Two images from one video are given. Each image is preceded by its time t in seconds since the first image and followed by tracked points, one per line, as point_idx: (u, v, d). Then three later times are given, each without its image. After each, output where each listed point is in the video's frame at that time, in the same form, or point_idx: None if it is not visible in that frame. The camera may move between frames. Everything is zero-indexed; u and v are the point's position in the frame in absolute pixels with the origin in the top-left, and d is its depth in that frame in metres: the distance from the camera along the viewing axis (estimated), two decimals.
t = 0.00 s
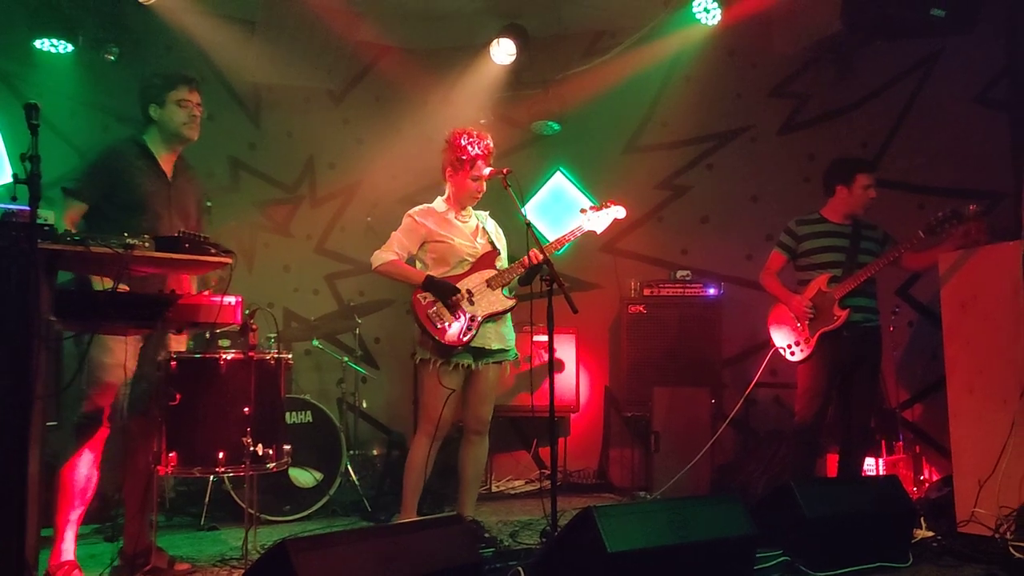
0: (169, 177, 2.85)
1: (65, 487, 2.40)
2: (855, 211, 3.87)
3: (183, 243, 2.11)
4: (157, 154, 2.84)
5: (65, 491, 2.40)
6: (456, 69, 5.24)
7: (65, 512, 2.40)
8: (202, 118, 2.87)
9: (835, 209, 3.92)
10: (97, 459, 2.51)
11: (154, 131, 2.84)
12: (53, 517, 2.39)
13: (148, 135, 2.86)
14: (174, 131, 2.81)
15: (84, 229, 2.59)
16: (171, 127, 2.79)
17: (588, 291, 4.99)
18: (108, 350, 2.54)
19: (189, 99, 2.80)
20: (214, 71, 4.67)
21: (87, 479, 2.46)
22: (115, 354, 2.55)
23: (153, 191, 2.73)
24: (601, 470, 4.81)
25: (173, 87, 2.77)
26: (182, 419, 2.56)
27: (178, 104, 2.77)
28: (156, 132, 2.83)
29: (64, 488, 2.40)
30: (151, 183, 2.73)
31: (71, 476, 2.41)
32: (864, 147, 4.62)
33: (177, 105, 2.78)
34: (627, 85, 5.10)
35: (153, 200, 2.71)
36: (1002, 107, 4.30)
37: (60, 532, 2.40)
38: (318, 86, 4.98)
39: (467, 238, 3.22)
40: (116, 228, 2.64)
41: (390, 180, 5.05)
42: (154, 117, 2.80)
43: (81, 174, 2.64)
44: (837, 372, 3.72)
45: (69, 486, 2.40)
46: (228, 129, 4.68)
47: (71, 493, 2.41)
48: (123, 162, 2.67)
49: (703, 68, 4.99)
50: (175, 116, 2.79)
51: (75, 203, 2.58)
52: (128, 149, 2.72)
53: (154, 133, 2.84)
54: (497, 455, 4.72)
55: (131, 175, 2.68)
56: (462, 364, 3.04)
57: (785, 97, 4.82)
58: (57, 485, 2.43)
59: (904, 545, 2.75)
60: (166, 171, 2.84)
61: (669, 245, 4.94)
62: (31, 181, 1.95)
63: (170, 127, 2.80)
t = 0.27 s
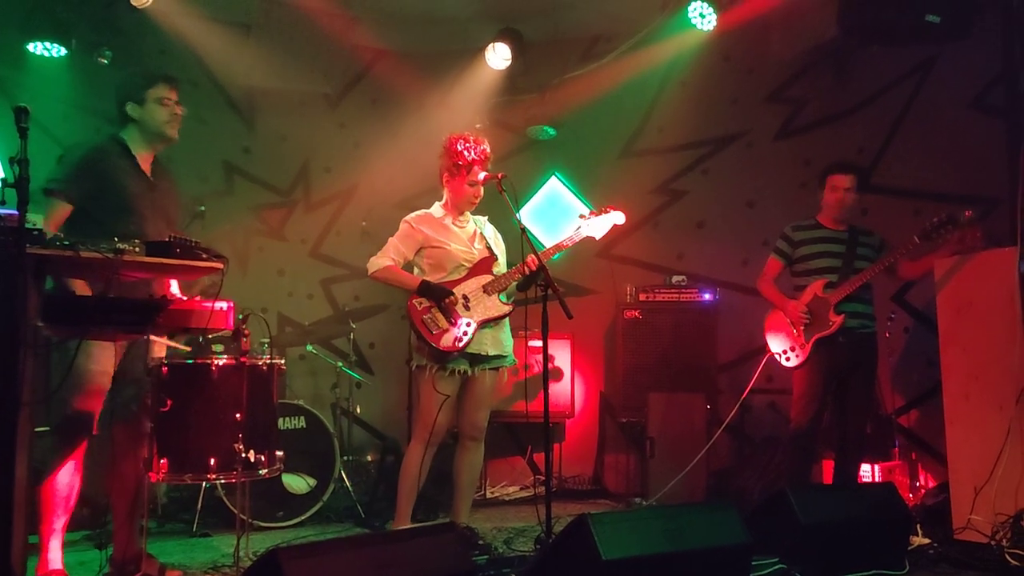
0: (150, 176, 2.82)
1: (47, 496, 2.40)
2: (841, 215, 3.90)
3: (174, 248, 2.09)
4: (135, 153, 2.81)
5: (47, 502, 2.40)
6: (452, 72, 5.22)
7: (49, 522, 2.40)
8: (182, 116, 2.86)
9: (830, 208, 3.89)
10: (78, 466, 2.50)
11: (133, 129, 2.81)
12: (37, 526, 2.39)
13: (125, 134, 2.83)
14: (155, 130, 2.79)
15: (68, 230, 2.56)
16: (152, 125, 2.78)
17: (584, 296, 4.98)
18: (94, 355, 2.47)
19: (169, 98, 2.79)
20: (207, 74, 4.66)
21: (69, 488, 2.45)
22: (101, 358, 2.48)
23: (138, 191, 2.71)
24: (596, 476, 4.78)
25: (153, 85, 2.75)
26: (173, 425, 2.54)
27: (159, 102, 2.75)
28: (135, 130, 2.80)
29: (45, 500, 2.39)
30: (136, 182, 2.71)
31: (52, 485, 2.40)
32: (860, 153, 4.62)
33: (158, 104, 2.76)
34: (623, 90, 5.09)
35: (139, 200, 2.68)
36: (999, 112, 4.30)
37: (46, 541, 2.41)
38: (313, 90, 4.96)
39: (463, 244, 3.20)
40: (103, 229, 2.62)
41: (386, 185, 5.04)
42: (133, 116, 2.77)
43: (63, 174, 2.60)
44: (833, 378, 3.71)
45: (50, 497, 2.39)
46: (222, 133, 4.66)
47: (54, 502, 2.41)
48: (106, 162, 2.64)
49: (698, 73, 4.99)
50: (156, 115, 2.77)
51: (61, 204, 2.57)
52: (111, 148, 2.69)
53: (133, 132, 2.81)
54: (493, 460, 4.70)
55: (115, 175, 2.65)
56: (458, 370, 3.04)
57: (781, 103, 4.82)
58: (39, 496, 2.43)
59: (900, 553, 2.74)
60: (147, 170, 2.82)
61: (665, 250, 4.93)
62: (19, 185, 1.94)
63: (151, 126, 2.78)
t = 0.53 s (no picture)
0: (129, 177, 2.82)
1: (30, 506, 2.33)
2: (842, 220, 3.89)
3: (167, 253, 2.08)
4: (115, 153, 2.81)
5: (30, 511, 2.34)
6: (449, 77, 5.25)
7: (33, 531, 2.34)
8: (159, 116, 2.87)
9: (823, 210, 3.88)
10: (56, 474, 2.44)
11: (111, 129, 2.80)
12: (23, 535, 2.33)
13: (102, 134, 2.82)
14: (135, 130, 2.80)
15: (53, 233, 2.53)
16: (131, 125, 2.78)
17: (582, 302, 4.96)
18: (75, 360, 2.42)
19: (149, 98, 2.79)
20: (204, 78, 4.65)
21: (49, 497, 2.40)
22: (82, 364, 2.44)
23: (119, 191, 2.71)
24: (594, 482, 4.76)
25: (133, 85, 2.76)
26: (166, 432, 2.52)
27: (139, 102, 2.76)
28: (114, 130, 2.80)
29: (28, 509, 2.33)
30: (116, 182, 2.71)
31: (34, 496, 2.34)
32: (858, 158, 4.61)
33: (138, 104, 2.77)
34: (621, 94, 5.09)
35: (120, 201, 2.70)
36: (997, 118, 4.29)
37: (33, 548, 2.35)
38: (310, 94, 4.95)
39: (461, 249, 3.19)
40: (87, 230, 2.62)
41: (383, 191, 5.02)
42: (111, 116, 2.78)
43: (42, 175, 2.55)
44: (830, 384, 3.70)
45: (32, 506, 2.33)
46: (219, 137, 4.65)
47: (37, 512, 2.35)
48: (86, 162, 2.64)
49: (696, 79, 4.99)
50: (135, 115, 2.78)
51: (41, 206, 2.50)
52: (90, 148, 2.68)
53: (111, 132, 2.81)
54: (490, 466, 4.67)
55: (95, 176, 2.65)
56: (454, 376, 3.01)
57: (779, 108, 4.82)
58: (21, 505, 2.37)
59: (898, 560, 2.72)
60: (125, 169, 2.82)
61: (662, 255, 4.92)
62: (12, 190, 1.92)
63: (131, 126, 2.78)
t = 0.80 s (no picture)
0: (126, 179, 2.81)
1: (21, 511, 2.32)
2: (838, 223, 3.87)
3: (162, 257, 2.07)
4: (110, 155, 2.80)
5: (21, 516, 2.33)
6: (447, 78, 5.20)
7: (25, 536, 2.32)
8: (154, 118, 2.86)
9: (817, 215, 3.87)
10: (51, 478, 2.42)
11: (105, 131, 2.80)
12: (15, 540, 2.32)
13: (97, 137, 2.82)
14: (128, 131, 2.79)
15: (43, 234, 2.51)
16: (124, 127, 2.77)
17: (580, 306, 4.95)
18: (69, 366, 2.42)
19: (142, 99, 2.78)
20: (202, 82, 4.65)
21: (42, 501, 2.38)
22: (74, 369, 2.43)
23: (111, 194, 2.69)
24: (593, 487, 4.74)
25: (125, 87, 2.75)
26: (161, 437, 2.51)
27: (132, 103, 2.75)
28: (107, 133, 2.79)
29: (19, 514, 2.32)
30: (109, 184, 2.69)
31: (25, 500, 2.33)
32: (857, 162, 4.60)
33: (130, 105, 2.76)
34: (619, 98, 5.09)
35: (114, 203, 2.68)
36: (996, 122, 4.29)
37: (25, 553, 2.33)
38: (309, 98, 4.95)
39: (457, 252, 3.18)
40: (78, 232, 2.60)
41: (381, 195, 5.02)
42: (104, 118, 2.77)
43: (34, 177, 2.55)
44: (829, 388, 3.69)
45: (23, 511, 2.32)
46: (217, 141, 4.65)
47: (28, 517, 2.33)
48: (78, 165, 2.62)
49: (695, 83, 4.99)
50: (127, 116, 2.77)
51: (35, 210, 2.50)
52: (83, 150, 2.67)
53: (105, 135, 2.80)
54: (489, 471, 4.65)
55: (89, 178, 2.63)
56: (450, 381, 2.99)
57: (777, 112, 4.81)
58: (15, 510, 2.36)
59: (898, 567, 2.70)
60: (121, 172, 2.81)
61: (661, 259, 4.91)
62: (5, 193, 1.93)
63: (124, 127, 2.77)
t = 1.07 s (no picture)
0: (137, 184, 2.82)
1: (31, 510, 2.33)
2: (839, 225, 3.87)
3: (157, 259, 2.06)
4: (121, 160, 2.80)
5: (30, 516, 2.33)
6: (447, 83, 5.21)
7: (31, 537, 2.32)
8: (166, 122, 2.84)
9: (819, 218, 3.86)
10: (65, 481, 2.43)
11: (117, 136, 2.79)
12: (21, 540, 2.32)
13: (110, 142, 2.81)
14: (139, 136, 2.77)
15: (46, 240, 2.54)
16: (135, 132, 2.76)
17: (581, 308, 4.93)
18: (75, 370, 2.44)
19: (153, 104, 2.76)
20: (202, 85, 4.65)
21: (53, 502, 2.38)
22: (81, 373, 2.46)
23: (115, 199, 2.70)
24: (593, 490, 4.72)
25: (136, 92, 2.73)
26: (158, 440, 2.49)
27: (142, 109, 2.73)
28: (118, 138, 2.78)
29: (28, 515, 2.33)
30: (114, 189, 2.70)
31: (36, 500, 2.34)
32: (857, 165, 4.59)
33: (141, 110, 2.74)
34: (620, 101, 5.08)
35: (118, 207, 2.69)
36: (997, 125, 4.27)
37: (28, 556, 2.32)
38: (309, 101, 4.95)
39: (454, 254, 3.16)
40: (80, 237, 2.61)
41: (381, 198, 5.01)
42: (116, 124, 2.76)
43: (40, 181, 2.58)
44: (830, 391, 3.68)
45: (33, 511, 2.33)
46: (217, 144, 4.64)
47: (37, 518, 2.34)
48: (86, 170, 2.64)
49: (695, 85, 4.98)
50: (138, 121, 2.76)
51: (40, 215, 2.53)
52: (91, 155, 2.68)
53: (117, 140, 2.79)
54: (489, 474, 4.63)
55: (94, 182, 2.65)
56: (447, 384, 2.99)
57: (778, 114, 4.80)
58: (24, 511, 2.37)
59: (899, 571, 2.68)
60: (132, 177, 2.80)
61: (661, 262, 4.90)
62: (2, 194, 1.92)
63: (134, 132, 2.76)
